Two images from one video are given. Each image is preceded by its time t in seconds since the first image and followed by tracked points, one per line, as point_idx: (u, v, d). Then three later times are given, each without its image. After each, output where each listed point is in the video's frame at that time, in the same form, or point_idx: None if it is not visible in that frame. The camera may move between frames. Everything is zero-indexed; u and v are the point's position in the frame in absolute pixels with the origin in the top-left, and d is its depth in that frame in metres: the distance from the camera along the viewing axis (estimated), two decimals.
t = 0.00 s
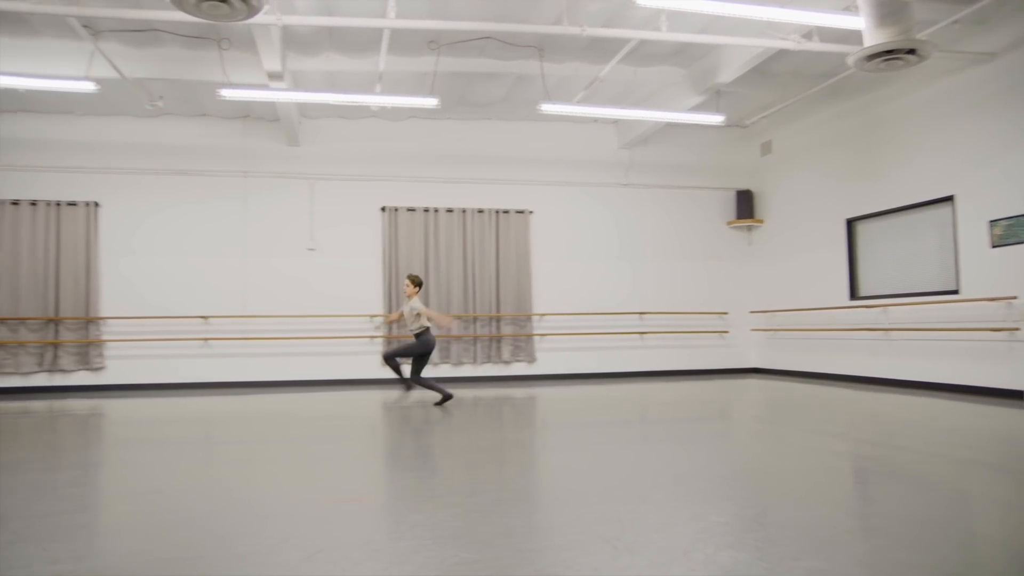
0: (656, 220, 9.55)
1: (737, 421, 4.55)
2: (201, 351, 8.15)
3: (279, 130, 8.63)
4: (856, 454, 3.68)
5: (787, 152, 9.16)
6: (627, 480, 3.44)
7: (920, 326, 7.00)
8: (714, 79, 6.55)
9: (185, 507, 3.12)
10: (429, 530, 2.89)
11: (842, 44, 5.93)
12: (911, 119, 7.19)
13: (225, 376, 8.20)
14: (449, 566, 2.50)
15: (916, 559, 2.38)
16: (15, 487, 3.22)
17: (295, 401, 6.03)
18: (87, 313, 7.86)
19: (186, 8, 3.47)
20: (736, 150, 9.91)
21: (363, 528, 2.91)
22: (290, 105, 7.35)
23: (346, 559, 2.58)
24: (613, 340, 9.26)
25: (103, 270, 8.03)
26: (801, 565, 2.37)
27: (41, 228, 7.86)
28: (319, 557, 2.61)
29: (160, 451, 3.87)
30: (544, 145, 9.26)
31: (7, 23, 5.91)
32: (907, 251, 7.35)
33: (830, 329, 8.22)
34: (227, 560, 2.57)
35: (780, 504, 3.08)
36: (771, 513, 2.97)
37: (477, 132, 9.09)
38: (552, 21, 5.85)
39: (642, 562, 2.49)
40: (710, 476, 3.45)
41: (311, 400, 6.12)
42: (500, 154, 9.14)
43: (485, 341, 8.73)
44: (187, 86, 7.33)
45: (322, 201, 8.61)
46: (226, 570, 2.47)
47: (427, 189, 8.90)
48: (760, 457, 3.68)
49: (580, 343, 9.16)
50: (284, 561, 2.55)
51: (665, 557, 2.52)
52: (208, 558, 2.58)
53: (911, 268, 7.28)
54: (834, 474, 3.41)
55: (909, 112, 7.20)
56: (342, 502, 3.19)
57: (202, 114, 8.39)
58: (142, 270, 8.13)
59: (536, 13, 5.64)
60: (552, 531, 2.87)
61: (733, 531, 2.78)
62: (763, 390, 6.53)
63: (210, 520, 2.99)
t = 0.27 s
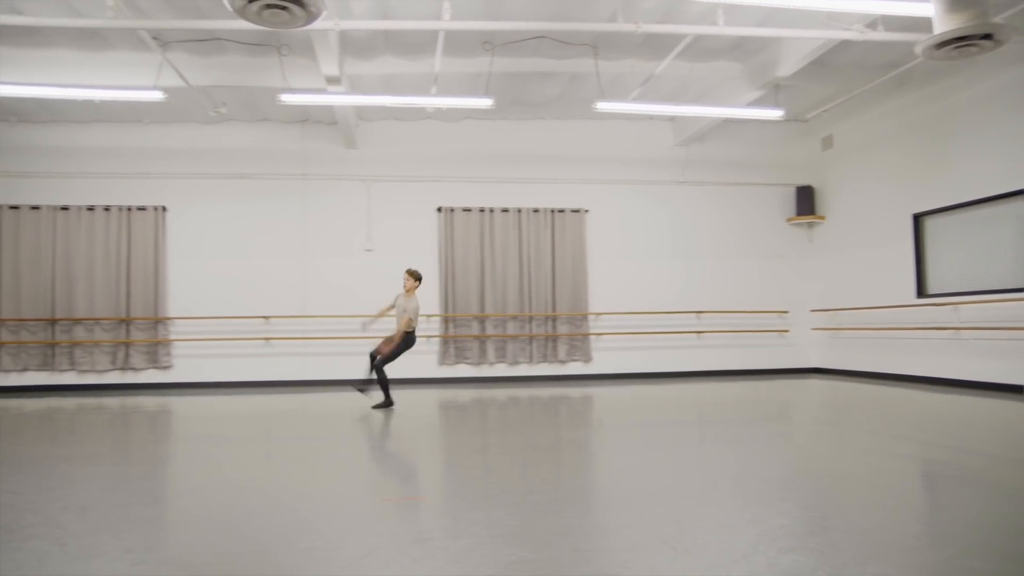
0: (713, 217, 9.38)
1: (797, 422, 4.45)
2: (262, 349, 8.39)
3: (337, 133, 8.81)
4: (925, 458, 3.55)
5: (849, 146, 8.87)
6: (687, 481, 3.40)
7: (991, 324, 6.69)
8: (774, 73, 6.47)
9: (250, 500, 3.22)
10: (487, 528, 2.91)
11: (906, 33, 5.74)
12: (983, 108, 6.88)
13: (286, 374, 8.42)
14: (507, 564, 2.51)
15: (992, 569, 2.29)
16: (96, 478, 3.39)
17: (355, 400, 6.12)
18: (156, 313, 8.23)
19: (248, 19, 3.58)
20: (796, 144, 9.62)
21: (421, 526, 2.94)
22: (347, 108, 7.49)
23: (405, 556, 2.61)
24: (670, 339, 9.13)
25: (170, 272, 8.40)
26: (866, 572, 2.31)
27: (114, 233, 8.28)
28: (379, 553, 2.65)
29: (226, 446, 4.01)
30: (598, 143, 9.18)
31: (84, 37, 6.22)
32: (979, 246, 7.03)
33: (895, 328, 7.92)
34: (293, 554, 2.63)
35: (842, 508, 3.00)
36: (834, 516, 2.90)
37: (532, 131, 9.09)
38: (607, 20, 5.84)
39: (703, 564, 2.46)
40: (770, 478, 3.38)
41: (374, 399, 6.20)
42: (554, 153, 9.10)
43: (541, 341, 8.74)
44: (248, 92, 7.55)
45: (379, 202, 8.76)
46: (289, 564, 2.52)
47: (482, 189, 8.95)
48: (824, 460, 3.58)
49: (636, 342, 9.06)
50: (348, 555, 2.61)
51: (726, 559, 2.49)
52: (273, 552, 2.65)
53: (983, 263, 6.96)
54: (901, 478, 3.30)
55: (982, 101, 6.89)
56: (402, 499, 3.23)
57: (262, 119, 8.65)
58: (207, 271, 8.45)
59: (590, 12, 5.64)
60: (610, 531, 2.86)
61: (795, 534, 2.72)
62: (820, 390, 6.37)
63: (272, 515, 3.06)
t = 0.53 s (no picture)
0: (753, 214, 9.24)
1: (839, 423, 4.36)
2: (302, 348, 8.56)
3: (374, 134, 8.90)
4: (974, 462, 3.45)
5: (891, 140, 8.66)
6: (728, 481, 3.36)
7: None
8: (815, 67, 6.39)
9: (289, 496, 3.27)
10: (525, 527, 2.90)
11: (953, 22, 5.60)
12: None
13: (324, 373, 8.56)
14: (545, 563, 2.51)
15: None
16: (144, 473, 3.48)
17: (394, 398, 6.16)
18: (199, 313, 8.45)
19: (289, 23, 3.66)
20: (839, 139, 9.43)
21: (458, 524, 2.94)
22: (385, 108, 7.56)
23: (443, 554, 2.61)
24: (709, 337, 9.01)
25: (212, 273, 8.61)
26: None
27: (158, 235, 8.56)
28: (416, 551, 2.66)
29: (268, 442, 4.08)
30: (635, 141, 9.12)
31: (131, 44, 6.41)
32: None
33: (941, 327, 7.68)
34: (333, 550, 2.66)
35: (887, 510, 2.93)
36: (879, 519, 2.83)
37: (568, 130, 9.06)
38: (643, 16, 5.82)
39: (744, 565, 2.43)
40: (812, 479, 3.32)
41: (416, 397, 6.23)
42: (591, 151, 9.05)
43: (577, 339, 8.69)
44: (287, 94, 7.68)
45: (416, 201, 8.83)
46: (329, 561, 2.54)
47: (518, 187, 8.94)
48: (869, 462, 3.49)
49: (673, 340, 8.95)
50: (386, 552, 2.63)
51: (767, 561, 2.45)
52: (312, 548, 2.68)
53: None
54: (950, 482, 3.20)
55: None
56: (440, 497, 3.24)
57: (301, 120, 8.78)
58: (248, 271, 8.63)
59: (627, 8, 5.63)
60: (648, 531, 2.83)
61: (837, 536, 2.67)
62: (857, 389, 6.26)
63: (311, 511, 3.09)
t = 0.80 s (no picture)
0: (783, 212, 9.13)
1: (870, 424, 4.30)
2: (329, 347, 8.63)
3: (401, 134, 8.95)
4: (1010, 465, 3.37)
5: (924, 135, 8.49)
6: (757, 481, 3.33)
7: None
8: (846, 62, 6.31)
9: (316, 493, 3.30)
10: (551, 526, 2.89)
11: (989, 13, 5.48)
12: None
13: (350, 372, 8.61)
14: (573, 562, 2.50)
15: None
16: (175, 470, 3.53)
17: (422, 397, 6.19)
18: (228, 312, 8.57)
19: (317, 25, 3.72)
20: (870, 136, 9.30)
21: (484, 523, 2.94)
22: (411, 108, 7.60)
23: (470, 552, 2.61)
24: (737, 337, 8.92)
25: (240, 273, 8.71)
26: None
27: (188, 235, 8.70)
28: (444, 549, 2.67)
29: (296, 441, 4.13)
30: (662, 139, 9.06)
31: (163, 48, 6.51)
32: None
33: (976, 326, 7.53)
34: (361, 547, 2.68)
35: (922, 513, 2.87)
36: (912, 522, 2.78)
37: (594, 128, 9.03)
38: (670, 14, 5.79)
39: (775, 567, 2.40)
40: (844, 481, 3.27)
41: (446, 396, 6.25)
42: (617, 149, 9.01)
43: (604, 338, 8.64)
44: (315, 95, 7.75)
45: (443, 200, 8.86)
46: (357, 558, 2.56)
47: (545, 186, 8.93)
48: (903, 464, 3.43)
49: (700, 339, 8.86)
50: (414, 549, 2.64)
51: (797, 563, 2.42)
52: (340, 545, 2.69)
53: None
54: (986, 486, 3.13)
55: None
56: (466, 496, 3.25)
57: (328, 121, 8.86)
58: (277, 270, 8.73)
59: (653, 6, 5.60)
60: (675, 531, 2.81)
61: (870, 538, 2.63)
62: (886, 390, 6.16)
63: (338, 509, 3.11)
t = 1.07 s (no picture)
0: (814, 211, 8.96)
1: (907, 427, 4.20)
2: (358, 348, 8.70)
3: (427, 135, 8.99)
4: None
5: (958, 132, 8.20)
6: (789, 484, 3.28)
7: None
8: (878, 58, 6.22)
9: (343, 492, 3.32)
10: (580, 527, 2.88)
11: None
12: None
13: (380, 372, 8.69)
14: (602, 563, 2.48)
15: None
16: (208, 469, 3.58)
17: (451, 398, 6.20)
18: (259, 313, 8.68)
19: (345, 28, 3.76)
20: (902, 132, 9.03)
21: (512, 523, 2.94)
22: (438, 109, 7.64)
23: (498, 553, 2.61)
24: (766, 337, 8.79)
25: (270, 274, 8.82)
26: None
27: (220, 237, 8.84)
28: (472, 549, 2.66)
29: (324, 442, 4.17)
30: (689, 137, 8.95)
31: (194, 54, 6.62)
32: None
33: (1013, 326, 7.33)
34: (388, 546, 2.69)
35: (960, 518, 2.80)
36: (949, 527, 2.71)
37: (621, 128, 8.97)
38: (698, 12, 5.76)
39: (807, 571, 2.36)
40: (879, 484, 3.21)
41: (475, 397, 6.25)
42: (644, 148, 8.94)
43: (632, 339, 8.61)
44: (343, 98, 7.82)
45: (470, 201, 8.87)
46: (387, 557, 2.57)
47: (571, 187, 8.90)
48: (940, 468, 3.35)
49: (728, 339, 8.76)
50: (442, 549, 2.64)
51: (830, 566, 2.38)
52: (369, 544, 2.71)
53: None
54: None
55: None
56: (493, 496, 3.25)
57: (356, 123, 8.93)
58: (305, 272, 8.83)
59: (681, 5, 5.58)
60: (705, 532, 2.78)
61: (904, 543, 2.58)
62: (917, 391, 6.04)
63: (366, 509, 3.13)
